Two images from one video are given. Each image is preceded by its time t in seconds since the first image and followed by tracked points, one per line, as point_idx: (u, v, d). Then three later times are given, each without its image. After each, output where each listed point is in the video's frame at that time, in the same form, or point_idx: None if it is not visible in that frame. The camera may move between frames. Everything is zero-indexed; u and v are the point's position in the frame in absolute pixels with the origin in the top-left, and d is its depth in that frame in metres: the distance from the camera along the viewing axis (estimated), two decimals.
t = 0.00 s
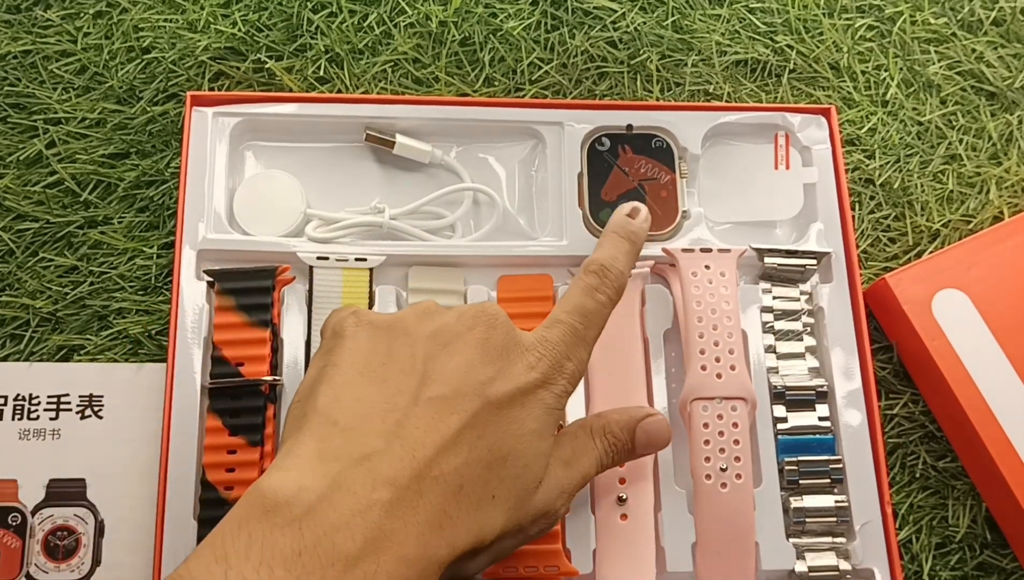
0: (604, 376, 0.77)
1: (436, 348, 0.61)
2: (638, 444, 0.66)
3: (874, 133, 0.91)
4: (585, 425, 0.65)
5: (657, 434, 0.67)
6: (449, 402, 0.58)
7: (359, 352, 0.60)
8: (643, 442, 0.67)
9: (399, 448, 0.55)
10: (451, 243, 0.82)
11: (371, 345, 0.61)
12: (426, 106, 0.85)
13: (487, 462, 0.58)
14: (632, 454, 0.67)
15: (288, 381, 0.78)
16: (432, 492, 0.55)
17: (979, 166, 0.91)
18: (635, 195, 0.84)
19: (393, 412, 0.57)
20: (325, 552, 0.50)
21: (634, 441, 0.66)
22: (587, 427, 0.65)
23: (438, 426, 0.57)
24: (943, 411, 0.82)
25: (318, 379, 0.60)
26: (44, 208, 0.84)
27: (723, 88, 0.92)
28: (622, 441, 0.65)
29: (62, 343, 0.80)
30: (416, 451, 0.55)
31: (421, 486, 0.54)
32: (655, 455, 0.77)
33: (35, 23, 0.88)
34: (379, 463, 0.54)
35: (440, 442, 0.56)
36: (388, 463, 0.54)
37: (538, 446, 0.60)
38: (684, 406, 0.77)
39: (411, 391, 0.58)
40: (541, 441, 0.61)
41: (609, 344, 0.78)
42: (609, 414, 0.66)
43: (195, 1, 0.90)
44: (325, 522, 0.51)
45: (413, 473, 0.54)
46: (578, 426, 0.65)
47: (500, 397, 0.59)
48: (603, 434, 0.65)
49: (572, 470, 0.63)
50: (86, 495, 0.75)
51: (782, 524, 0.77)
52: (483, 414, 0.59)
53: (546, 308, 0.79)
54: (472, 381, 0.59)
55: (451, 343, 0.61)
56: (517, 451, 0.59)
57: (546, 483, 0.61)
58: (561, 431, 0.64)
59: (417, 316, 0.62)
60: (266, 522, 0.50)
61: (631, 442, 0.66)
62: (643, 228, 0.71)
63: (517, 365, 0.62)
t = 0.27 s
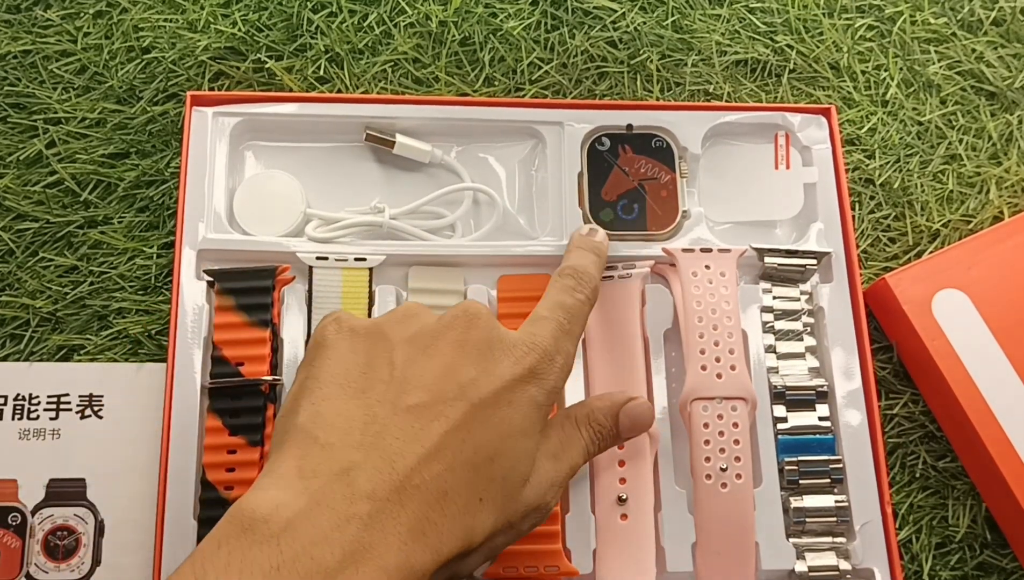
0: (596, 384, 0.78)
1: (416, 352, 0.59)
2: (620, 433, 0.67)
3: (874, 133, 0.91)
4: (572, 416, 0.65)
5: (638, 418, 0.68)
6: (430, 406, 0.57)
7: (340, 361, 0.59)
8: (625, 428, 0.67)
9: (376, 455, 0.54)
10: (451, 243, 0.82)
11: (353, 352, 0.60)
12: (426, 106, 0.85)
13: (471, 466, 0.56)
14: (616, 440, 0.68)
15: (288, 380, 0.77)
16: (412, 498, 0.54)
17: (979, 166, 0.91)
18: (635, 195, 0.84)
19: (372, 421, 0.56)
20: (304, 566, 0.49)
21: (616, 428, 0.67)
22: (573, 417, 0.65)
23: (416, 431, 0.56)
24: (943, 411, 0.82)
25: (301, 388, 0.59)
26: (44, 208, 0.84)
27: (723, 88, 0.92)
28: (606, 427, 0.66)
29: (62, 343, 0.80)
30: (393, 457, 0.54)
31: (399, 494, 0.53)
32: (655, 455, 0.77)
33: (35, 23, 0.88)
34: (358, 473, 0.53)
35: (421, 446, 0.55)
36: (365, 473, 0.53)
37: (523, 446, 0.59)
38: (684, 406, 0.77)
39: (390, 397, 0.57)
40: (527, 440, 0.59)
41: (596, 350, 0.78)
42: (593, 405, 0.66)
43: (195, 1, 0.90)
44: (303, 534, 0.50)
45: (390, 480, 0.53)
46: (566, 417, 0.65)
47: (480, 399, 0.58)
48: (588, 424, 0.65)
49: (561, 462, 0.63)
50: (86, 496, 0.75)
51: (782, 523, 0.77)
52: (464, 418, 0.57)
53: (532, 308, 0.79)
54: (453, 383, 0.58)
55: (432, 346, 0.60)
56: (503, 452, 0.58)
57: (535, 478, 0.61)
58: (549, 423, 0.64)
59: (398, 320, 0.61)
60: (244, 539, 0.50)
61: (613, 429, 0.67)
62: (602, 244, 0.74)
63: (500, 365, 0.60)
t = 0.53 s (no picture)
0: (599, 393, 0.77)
1: (419, 365, 0.58)
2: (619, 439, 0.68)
3: (874, 133, 0.91)
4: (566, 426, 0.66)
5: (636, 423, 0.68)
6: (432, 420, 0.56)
7: (342, 370, 0.57)
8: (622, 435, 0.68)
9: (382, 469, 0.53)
10: (451, 243, 0.82)
11: (354, 361, 0.58)
12: (425, 106, 0.85)
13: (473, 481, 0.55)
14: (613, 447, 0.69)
15: (287, 380, 0.77)
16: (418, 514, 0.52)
17: (978, 166, 0.91)
18: (635, 195, 0.84)
19: (373, 433, 0.54)
20: None
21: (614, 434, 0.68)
22: (570, 425, 0.66)
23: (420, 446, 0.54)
24: (943, 412, 0.82)
25: (302, 400, 0.57)
26: (44, 209, 0.84)
27: (723, 88, 0.92)
28: (603, 435, 0.67)
29: (62, 343, 0.80)
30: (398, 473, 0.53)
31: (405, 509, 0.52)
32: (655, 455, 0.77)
33: (35, 23, 0.88)
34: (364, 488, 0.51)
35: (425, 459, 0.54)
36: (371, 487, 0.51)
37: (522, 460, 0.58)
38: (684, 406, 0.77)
39: (392, 409, 0.55)
40: (527, 453, 0.59)
41: (598, 359, 0.78)
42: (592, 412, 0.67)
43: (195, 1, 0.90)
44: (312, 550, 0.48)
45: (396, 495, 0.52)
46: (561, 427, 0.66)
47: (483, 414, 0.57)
48: (585, 431, 0.66)
49: (560, 472, 0.63)
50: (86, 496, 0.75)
51: (782, 523, 0.77)
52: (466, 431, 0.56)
53: (532, 309, 0.79)
54: (454, 397, 0.57)
55: (434, 359, 0.59)
56: (505, 466, 0.57)
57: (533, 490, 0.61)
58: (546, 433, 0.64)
59: (400, 330, 0.60)
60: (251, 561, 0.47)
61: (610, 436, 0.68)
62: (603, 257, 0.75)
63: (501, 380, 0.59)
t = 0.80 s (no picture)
0: (599, 394, 0.77)
1: (420, 363, 0.58)
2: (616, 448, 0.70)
3: (874, 133, 0.91)
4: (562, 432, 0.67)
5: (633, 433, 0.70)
6: (433, 416, 0.56)
7: (342, 370, 0.58)
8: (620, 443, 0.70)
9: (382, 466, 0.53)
10: (451, 243, 0.82)
11: (353, 361, 0.58)
12: (426, 106, 0.85)
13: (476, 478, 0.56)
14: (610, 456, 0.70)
15: (288, 380, 0.78)
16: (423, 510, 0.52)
17: (979, 166, 0.91)
18: (635, 195, 0.84)
19: (374, 431, 0.54)
20: None
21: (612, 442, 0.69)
22: (569, 432, 0.67)
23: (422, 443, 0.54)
24: (943, 412, 0.82)
25: (303, 401, 0.58)
26: (44, 209, 0.84)
27: (723, 88, 0.92)
28: (600, 443, 0.69)
29: (62, 343, 0.80)
30: (399, 469, 0.53)
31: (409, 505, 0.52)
32: (655, 455, 0.77)
33: (35, 23, 0.88)
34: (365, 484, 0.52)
35: (427, 458, 0.54)
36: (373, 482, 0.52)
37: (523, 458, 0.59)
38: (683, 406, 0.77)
39: (393, 409, 0.56)
40: (528, 450, 0.59)
41: (598, 359, 0.78)
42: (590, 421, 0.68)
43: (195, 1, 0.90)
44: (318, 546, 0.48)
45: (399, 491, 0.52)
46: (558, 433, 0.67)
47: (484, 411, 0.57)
48: (582, 439, 0.67)
49: (558, 477, 0.64)
50: (86, 496, 0.75)
51: (782, 523, 0.77)
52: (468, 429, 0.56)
53: (532, 309, 0.79)
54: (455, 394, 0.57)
55: (434, 356, 0.59)
56: (506, 463, 0.58)
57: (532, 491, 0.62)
58: (543, 439, 0.66)
59: (400, 330, 0.60)
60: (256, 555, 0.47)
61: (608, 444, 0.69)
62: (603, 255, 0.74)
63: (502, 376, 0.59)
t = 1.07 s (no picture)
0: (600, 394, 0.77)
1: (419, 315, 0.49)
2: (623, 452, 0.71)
3: (874, 133, 0.91)
4: (590, 384, 0.57)
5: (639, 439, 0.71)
6: (447, 379, 0.47)
7: (335, 330, 0.51)
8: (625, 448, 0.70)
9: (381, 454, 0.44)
10: (451, 242, 0.81)
11: (356, 302, 0.52)
12: (426, 106, 0.85)
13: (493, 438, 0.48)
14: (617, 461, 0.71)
15: (288, 379, 0.78)
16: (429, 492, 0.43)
17: (979, 166, 0.91)
18: (635, 194, 0.84)
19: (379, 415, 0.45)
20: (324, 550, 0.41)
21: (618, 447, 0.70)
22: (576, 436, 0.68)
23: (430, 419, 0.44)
24: (943, 412, 0.82)
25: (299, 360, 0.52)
26: (44, 209, 0.84)
27: (723, 88, 0.92)
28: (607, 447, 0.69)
29: (62, 343, 0.80)
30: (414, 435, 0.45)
31: (418, 466, 0.44)
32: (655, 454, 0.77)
33: (35, 23, 0.88)
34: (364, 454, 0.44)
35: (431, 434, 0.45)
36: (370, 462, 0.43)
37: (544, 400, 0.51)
38: (684, 406, 0.77)
39: (389, 346, 0.49)
40: (544, 364, 0.51)
41: (599, 359, 0.78)
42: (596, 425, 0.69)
43: (195, 1, 0.90)
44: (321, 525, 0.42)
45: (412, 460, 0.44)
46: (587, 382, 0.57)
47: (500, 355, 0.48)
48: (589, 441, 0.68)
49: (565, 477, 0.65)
50: (86, 496, 0.75)
51: (783, 523, 0.77)
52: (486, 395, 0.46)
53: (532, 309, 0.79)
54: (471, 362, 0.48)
55: (438, 291, 0.51)
56: (540, 405, 0.51)
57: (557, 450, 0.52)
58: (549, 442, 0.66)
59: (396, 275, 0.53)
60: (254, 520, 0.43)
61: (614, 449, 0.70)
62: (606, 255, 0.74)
63: (525, 325, 0.51)
